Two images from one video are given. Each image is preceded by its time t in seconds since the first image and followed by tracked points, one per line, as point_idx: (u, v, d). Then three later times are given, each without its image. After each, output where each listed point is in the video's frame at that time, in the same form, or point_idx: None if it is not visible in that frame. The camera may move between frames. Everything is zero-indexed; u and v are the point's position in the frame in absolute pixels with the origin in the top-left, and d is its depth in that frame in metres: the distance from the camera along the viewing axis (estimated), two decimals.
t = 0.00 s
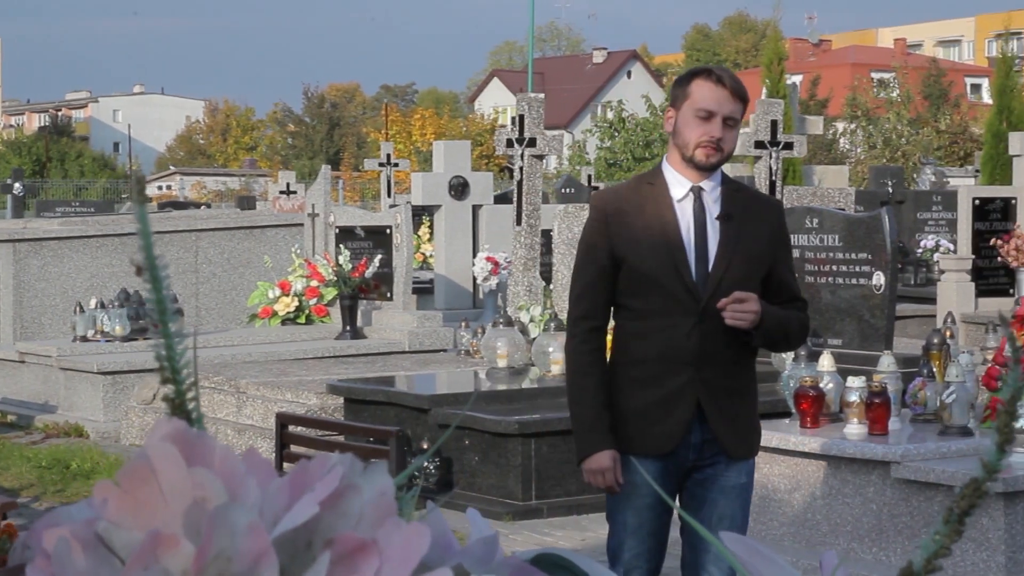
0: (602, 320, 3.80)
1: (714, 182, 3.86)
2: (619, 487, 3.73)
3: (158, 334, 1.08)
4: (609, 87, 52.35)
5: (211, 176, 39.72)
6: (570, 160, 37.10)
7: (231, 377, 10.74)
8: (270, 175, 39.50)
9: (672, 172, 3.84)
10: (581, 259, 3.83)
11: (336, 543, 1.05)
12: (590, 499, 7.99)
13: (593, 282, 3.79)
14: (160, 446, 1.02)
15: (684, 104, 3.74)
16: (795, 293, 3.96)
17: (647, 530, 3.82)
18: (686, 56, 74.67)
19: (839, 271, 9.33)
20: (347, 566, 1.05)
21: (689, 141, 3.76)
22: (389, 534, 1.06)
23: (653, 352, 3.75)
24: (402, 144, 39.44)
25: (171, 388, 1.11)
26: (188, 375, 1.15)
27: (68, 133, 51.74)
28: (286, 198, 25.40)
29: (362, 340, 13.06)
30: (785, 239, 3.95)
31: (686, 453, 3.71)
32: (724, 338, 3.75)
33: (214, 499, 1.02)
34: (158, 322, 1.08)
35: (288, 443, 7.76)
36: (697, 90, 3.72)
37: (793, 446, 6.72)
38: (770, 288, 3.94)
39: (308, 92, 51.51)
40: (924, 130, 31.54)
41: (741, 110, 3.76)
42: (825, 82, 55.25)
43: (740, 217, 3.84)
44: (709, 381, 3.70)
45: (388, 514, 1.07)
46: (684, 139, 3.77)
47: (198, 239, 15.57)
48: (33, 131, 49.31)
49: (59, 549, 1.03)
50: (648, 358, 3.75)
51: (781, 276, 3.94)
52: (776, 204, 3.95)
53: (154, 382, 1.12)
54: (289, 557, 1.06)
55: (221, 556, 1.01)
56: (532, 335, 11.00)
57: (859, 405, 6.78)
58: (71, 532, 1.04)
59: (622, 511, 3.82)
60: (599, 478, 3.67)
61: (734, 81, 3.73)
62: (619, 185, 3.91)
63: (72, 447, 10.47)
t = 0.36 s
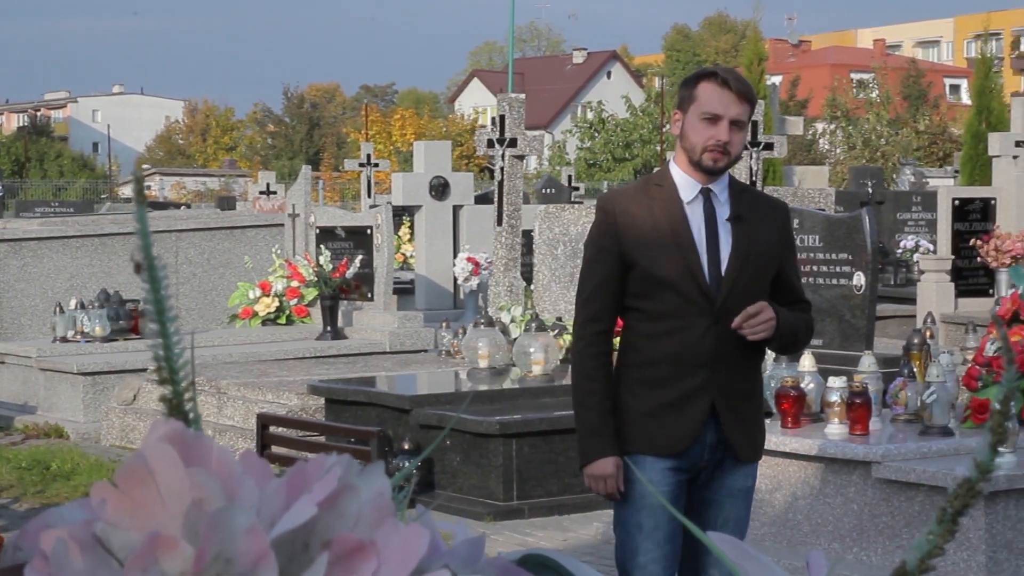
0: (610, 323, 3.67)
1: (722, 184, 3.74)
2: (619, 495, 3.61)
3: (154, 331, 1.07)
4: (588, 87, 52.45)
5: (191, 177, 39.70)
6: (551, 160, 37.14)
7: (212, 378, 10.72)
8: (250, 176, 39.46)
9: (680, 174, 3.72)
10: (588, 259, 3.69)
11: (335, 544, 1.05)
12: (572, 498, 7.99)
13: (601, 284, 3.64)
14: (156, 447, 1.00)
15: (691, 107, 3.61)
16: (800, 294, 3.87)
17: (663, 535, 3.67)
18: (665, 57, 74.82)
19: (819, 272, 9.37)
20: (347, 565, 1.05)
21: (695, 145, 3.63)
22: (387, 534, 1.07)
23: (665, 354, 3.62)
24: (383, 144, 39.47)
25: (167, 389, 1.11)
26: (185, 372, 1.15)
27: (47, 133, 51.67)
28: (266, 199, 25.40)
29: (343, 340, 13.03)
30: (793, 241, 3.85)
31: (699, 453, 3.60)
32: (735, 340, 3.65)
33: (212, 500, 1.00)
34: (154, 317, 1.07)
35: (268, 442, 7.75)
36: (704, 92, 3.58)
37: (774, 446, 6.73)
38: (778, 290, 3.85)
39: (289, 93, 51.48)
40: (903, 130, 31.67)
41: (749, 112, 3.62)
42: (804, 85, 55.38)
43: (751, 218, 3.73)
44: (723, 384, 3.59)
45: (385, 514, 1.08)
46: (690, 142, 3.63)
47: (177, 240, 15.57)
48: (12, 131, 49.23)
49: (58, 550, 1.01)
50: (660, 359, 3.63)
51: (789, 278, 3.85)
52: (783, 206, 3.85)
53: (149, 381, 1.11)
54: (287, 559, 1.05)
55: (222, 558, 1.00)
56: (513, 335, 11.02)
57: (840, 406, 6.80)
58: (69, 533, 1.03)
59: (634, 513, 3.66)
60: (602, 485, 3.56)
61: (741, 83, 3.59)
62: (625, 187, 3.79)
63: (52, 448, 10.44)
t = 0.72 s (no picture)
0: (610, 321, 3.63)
1: (718, 185, 3.74)
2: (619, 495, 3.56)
3: (148, 334, 1.07)
4: (567, 87, 52.46)
5: (169, 176, 39.59)
6: (529, 161, 37.16)
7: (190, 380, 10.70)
8: (228, 176, 39.41)
9: (677, 173, 3.71)
10: (587, 257, 3.64)
11: (329, 547, 1.05)
12: (551, 499, 7.99)
13: (600, 282, 3.60)
14: (151, 450, 1.00)
15: (691, 109, 3.60)
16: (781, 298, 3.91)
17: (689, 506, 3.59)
18: (644, 57, 74.86)
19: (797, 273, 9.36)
20: (340, 567, 1.05)
21: (693, 147, 3.63)
22: (379, 536, 1.07)
23: (667, 354, 3.61)
24: (361, 144, 39.42)
25: (158, 391, 1.11)
26: (178, 371, 1.15)
27: (25, 133, 51.53)
28: (244, 199, 25.35)
29: (321, 340, 13.03)
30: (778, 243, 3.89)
31: (700, 452, 3.63)
32: (732, 342, 3.67)
33: (208, 506, 1.00)
34: (149, 319, 1.07)
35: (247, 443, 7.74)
36: (706, 95, 3.58)
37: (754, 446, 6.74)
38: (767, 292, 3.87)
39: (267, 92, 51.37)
40: (881, 131, 31.72)
41: (747, 115, 3.63)
42: (783, 85, 55.47)
43: (746, 220, 3.75)
44: (723, 385, 3.63)
45: (378, 515, 1.08)
46: (689, 144, 3.63)
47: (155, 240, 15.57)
48: None
49: (50, 554, 1.01)
50: (661, 360, 3.61)
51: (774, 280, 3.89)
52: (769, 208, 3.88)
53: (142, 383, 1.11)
54: (282, 563, 1.05)
55: (216, 563, 1.00)
56: (492, 335, 11.01)
57: (819, 406, 6.85)
58: (59, 536, 1.03)
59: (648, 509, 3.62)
60: (604, 485, 3.50)
61: (740, 84, 3.60)
62: (620, 185, 3.76)
63: (30, 449, 10.43)
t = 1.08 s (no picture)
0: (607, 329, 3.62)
1: (708, 189, 3.75)
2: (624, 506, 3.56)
3: (135, 334, 1.08)
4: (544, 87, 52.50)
5: (144, 175, 39.51)
6: (505, 161, 37.17)
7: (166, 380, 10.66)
8: (204, 175, 39.32)
9: (669, 175, 3.70)
10: (583, 264, 3.62)
11: (315, 545, 1.05)
12: (529, 499, 7.99)
13: (597, 290, 3.59)
14: (136, 450, 1.00)
15: (684, 111, 3.60)
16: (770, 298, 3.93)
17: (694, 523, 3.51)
18: (621, 56, 75.01)
19: (776, 272, 9.40)
20: (327, 565, 1.05)
21: (687, 149, 3.62)
22: (366, 534, 1.06)
23: (666, 361, 3.61)
24: (337, 144, 39.38)
25: (145, 391, 1.11)
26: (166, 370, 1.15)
27: None
28: (220, 199, 25.31)
29: (299, 341, 13.01)
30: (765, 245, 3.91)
31: (703, 463, 3.64)
32: (730, 348, 3.69)
33: (191, 504, 1.00)
34: (135, 320, 1.07)
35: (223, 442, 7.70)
36: (699, 97, 3.57)
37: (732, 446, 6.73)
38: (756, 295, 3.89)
39: (242, 91, 51.28)
40: (856, 131, 31.82)
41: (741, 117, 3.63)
42: (758, 85, 55.61)
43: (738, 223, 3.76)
44: (723, 392, 3.64)
45: (364, 515, 1.08)
46: (682, 146, 3.63)
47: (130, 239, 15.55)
48: None
49: (35, 551, 1.00)
50: (661, 367, 3.61)
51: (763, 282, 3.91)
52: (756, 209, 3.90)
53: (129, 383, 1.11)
54: (266, 561, 1.05)
55: (200, 560, 0.99)
56: (469, 335, 11.00)
57: (796, 405, 6.82)
58: (45, 536, 1.02)
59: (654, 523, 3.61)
60: (602, 497, 3.48)
61: (735, 88, 3.59)
62: (610, 190, 3.74)
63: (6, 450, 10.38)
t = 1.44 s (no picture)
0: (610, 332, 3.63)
1: (703, 184, 3.76)
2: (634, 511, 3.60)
3: (123, 334, 1.08)
4: (519, 87, 52.48)
5: (119, 174, 39.38)
6: (481, 161, 37.18)
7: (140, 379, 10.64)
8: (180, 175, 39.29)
9: (662, 173, 3.71)
10: (585, 268, 3.62)
11: (301, 547, 1.05)
12: (504, 499, 7.98)
13: (601, 295, 3.59)
14: (124, 453, 0.99)
15: (671, 107, 3.62)
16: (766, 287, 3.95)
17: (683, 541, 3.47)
18: (597, 55, 75.05)
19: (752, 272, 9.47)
20: (314, 568, 1.04)
21: (678, 146, 3.64)
22: (353, 536, 1.06)
23: (671, 361, 3.63)
24: (313, 144, 39.35)
25: (133, 391, 1.11)
26: (152, 369, 1.14)
27: None
28: (196, 199, 25.25)
29: (274, 341, 12.99)
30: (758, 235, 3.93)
31: (705, 464, 3.67)
32: (732, 346, 3.71)
33: (181, 508, 1.01)
34: (123, 320, 1.07)
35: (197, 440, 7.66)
36: (686, 93, 3.60)
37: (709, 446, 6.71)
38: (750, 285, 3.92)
39: (218, 92, 51.18)
40: (832, 131, 31.88)
41: (729, 109, 3.64)
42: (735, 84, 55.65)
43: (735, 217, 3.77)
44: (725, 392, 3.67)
45: (351, 515, 1.07)
46: (673, 144, 3.64)
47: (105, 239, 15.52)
48: None
49: (23, 554, 1.01)
50: (666, 368, 3.63)
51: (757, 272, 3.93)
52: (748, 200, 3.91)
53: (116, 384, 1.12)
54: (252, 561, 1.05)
55: (189, 563, 1.00)
56: (445, 335, 11.00)
57: (771, 405, 6.81)
58: (31, 539, 1.02)
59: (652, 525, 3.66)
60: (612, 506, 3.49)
61: (720, 80, 3.61)
62: (606, 192, 3.74)
63: None
